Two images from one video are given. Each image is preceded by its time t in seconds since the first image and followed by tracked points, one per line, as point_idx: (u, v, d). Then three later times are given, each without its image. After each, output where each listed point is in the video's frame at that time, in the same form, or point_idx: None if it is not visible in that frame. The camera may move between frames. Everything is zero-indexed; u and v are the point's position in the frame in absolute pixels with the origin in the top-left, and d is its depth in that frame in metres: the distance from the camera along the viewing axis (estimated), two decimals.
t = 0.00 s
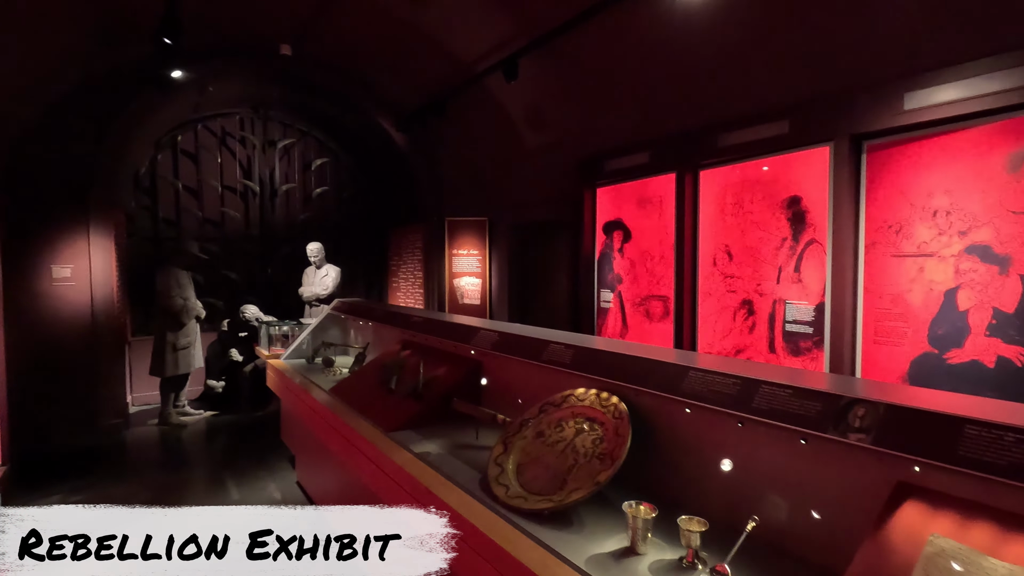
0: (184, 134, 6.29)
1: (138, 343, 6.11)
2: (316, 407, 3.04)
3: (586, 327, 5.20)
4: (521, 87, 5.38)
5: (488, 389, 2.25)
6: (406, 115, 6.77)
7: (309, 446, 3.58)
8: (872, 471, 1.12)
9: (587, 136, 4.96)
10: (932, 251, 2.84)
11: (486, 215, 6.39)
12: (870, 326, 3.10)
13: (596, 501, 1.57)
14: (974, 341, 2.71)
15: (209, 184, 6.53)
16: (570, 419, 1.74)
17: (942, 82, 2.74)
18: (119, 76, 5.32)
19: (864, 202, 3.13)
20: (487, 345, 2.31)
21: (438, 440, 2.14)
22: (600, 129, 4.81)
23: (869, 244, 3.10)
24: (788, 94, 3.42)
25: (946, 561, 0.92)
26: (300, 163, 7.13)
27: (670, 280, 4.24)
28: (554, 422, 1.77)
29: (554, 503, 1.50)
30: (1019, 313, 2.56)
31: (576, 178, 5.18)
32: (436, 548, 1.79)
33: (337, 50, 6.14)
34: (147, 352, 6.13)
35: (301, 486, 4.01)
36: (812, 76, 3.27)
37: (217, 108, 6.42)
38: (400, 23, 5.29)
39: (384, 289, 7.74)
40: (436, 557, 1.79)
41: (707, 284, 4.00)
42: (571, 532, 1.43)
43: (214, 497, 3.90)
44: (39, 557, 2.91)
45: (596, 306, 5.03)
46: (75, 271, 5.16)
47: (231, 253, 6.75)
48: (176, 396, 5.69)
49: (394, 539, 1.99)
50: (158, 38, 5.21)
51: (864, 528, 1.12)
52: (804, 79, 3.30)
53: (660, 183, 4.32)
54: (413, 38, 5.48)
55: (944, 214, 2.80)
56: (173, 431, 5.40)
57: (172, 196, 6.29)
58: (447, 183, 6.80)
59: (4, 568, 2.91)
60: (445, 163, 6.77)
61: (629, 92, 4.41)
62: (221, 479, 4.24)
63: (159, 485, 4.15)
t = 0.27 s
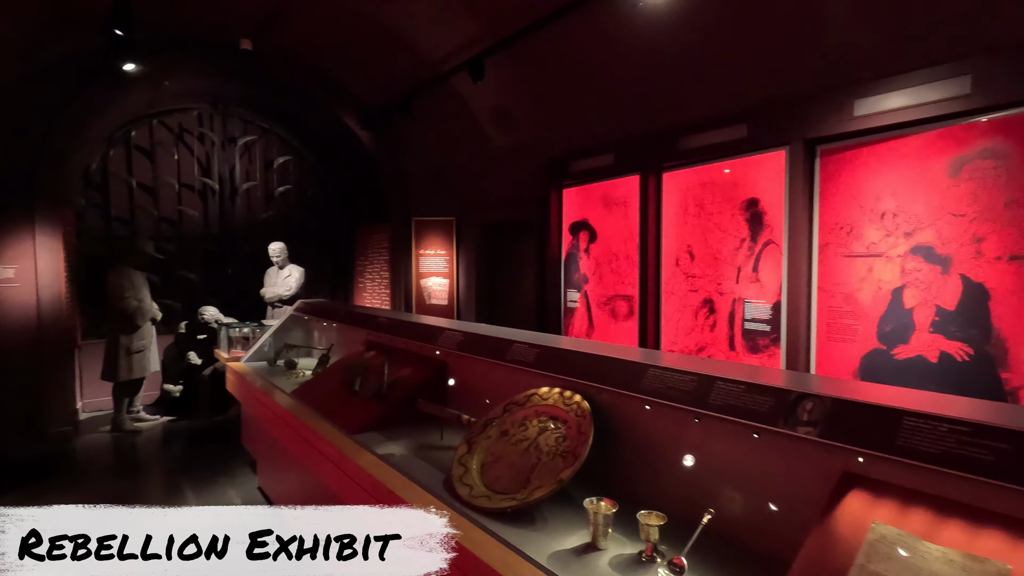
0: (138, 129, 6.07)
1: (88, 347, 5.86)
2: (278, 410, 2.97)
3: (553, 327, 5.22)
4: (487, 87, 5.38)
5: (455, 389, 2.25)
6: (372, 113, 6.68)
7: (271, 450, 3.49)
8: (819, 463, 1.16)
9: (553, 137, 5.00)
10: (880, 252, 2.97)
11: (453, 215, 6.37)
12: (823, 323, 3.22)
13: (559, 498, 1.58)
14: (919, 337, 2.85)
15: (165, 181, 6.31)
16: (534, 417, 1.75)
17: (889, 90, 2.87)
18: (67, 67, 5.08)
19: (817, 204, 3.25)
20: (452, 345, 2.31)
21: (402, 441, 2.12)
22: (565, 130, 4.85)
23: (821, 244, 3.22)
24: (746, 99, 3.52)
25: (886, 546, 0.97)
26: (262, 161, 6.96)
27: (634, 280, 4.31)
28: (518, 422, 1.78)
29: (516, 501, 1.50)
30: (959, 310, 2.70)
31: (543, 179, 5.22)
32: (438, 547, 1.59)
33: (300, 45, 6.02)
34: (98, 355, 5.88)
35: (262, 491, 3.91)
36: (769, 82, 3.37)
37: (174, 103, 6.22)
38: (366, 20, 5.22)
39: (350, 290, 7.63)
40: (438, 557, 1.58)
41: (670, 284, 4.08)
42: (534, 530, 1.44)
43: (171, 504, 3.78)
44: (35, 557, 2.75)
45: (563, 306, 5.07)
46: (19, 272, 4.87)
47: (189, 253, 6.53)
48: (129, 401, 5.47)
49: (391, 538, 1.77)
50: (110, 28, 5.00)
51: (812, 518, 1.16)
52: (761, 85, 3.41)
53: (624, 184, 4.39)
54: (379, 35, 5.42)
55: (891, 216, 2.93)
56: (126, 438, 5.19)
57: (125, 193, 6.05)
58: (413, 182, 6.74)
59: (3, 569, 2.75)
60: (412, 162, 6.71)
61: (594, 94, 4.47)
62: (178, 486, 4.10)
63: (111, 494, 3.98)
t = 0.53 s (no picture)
0: (94, 124, 5.85)
1: (41, 350, 5.61)
2: (243, 413, 2.91)
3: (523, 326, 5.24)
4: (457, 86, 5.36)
5: (425, 390, 2.23)
6: (340, 111, 6.58)
7: (235, 453, 3.41)
8: (777, 456, 1.20)
9: (524, 137, 5.02)
10: (838, 252, 3.08)
11: (424, 214, 6.33)
12: (785, 321, 3.32)
13: (526, 496, 1.60)
14: (874, 334, 2.96)
15: (124, 178, 6.10)
16: (502, 416, 1.76)
17: (846, 95, 2.97)
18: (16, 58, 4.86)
19: (779, 205, 3.35)
20: (421, 345, 2.30)
21: (370, 442, 2.10)
22: (536, 130, 4.87)
23: (783, 245, 3.32)
24: (711, 103, 3.60)
25: (838, 536, 1.01)
26: (226, 158, 6.78)
27: (604, 280, 4.37)
28: (487, 421, 1.79)
29: (484, 501, 1.51)
30: (911, 308, 2.82)
31: (513, 179, 5.23)
32: (439, 546, 1.45)
33: (265, 40, 5.89)
34: (52, 359, 5.64)
35: (226, 495, 3.82)
36: (733, 86, 3.46)
37: (133, 97, 6.01)
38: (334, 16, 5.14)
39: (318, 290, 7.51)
40: (438, 556, 1.43)
41: (638, 283, 4.15)
42: (501, 529, 1.45)
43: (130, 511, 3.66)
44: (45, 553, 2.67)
45: (534, 305, 5.10)
46: None
47: (149, 252, 6.33)
48: (85, 405, 5.28)
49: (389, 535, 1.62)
50: (63, 18, 4.81)
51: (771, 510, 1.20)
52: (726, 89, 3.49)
53: (593, 185, 4.44)
54: (347, 32, 5.34)
55: (848, 217, 3.04)
56: (82, 444, 5.00)
57: (80, 190, 5.83)
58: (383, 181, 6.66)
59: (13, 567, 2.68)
60: (382, 160, 6.64)
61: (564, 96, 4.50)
62: (137, 493, 3.97)
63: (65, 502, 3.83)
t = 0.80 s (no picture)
0: (48, 116, 5.63)
1: None
2: (206, 416, 2.83)
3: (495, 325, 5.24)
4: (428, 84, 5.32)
5: (396, 390, 2.22)
6: (309, 107, 6.47)
7: (199, 458, 3.32)
8: (738, 450, 1.23)
9: (495, 137, 5.02)
10: (800, 252, 3.17)
11: (395, 213, 6.27)
12: (750, 319, 3.40)
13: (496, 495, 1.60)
14: (834, 332, 3.06)
15: (80, 173, 5.88)
16: (473, 416, 1.76)
17: (807, 100, 3.06)
18: None
19: (743, 206, 3.43)
20: (390, 345, 2.28)
21: (338, 444, 2.07)
22: (507, 129, 4.88)
23: (748, 244, 3.40)
24: (679, 105, 3.66)
25: (795, 526, 1.04)
26: (190, 154, 6.59)
27: (575, 279, 4.40)
28: (456, 420, 1.78)
29: (453, 500, 1.50)
30: (868, 306, 2.93)
31: (485, 178, 5.22)
32: (439, 546, 1.38)
33: (230, 33, 5.74)
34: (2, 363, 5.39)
35: (189, 501, 3.72)
36: (699, 90, 3.53)
37: (89, 90, 5.80)
38: (301, 10, 5.05)
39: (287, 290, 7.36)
40: (439, 557, 1.36)
41: (608, 282, 4.19)
42: (471, 528, 1.45)
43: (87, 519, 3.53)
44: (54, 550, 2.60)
45: (505, 305, 5.10)
46: None
47: (108, 250, 6.11)
48: (38, 410, 5.07)
49: (388, 536, 1.52)
50: (13, 6, 4.60)
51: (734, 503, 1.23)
52: (693, 92, 3.56)
53: (564, 184, 4.47)
54: (316, 27, 5.25)
55: (810, 218, 3.13)
56: (35, 450, 4.80)
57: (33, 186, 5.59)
58: (353, 179, 6.57)
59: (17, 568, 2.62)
60: (352, 158, 6.54)
61: (535, 95, 4.51)
62: (95, 500, 3.83)
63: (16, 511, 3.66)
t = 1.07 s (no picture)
0: None
1: None
2: (166, 417, 2.74)
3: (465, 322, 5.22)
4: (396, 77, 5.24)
5: (364, 387, 2.19)
6: (273, 100, 6.32)
7: (158, 460, 3.21)
8: (700, 442, 1.26)
9: (465, 132, 4.98)
10: (762, 248, 3.26)
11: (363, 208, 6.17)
12: (714, 314, 3.48)
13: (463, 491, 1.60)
14: (793, 325, 3.16)
15: (28, 165, 5.60)
16: (440, 411, 1.76)
17: (769, 100, 3.14)
18: None
19: (708, 203, 3.50)
20: (357, 341, 2.25)
21: (304, 442, 2.04)
22: (476, 125, 4.85)
23: (712, 241, 3.47)
24: (646, 103, 3.70)
25: (753, 514, 1.07)
26: (147, 146, 6.36)
27: (544, 275, 4.42)
28: (424, 417, 1.78)
29: (421, 497, 1.50)
30: (826, 300, 3.03)
31: (454, 174, 5.19)
32: (426, 544, 1.36)
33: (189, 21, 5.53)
34: None
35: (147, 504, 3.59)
36: (665, 88, 3.58)
37: (37, 77, 5.52)
38: None
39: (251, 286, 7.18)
40: (438, 558, 1.32)
41: (577, 278, 4.22)
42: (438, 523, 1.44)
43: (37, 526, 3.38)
44: (34, 552, 2.20)
45: (475, 301, 5.09)
46: None
47: (59, 246, 5.84)
48: None
49: (387, 536, 1.43)
50: None
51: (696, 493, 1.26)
52: (660, 90, 3.60)
53: (533, 180, 4.48)
54: (279, 17, 5.10)
55: (771, 215, 3.22)
56: None
57: None
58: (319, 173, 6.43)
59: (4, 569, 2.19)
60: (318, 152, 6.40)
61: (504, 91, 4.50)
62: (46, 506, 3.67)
63: None
